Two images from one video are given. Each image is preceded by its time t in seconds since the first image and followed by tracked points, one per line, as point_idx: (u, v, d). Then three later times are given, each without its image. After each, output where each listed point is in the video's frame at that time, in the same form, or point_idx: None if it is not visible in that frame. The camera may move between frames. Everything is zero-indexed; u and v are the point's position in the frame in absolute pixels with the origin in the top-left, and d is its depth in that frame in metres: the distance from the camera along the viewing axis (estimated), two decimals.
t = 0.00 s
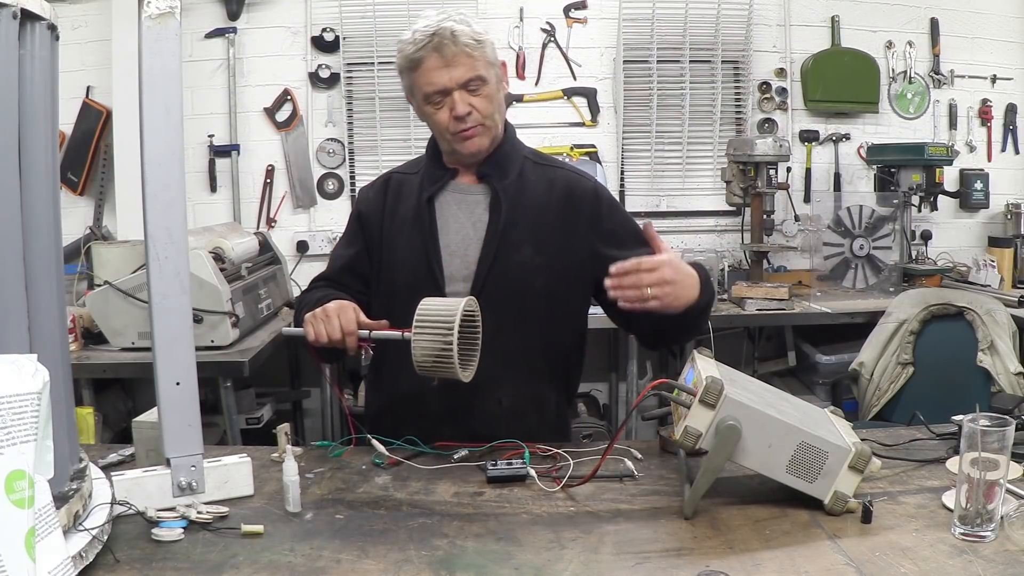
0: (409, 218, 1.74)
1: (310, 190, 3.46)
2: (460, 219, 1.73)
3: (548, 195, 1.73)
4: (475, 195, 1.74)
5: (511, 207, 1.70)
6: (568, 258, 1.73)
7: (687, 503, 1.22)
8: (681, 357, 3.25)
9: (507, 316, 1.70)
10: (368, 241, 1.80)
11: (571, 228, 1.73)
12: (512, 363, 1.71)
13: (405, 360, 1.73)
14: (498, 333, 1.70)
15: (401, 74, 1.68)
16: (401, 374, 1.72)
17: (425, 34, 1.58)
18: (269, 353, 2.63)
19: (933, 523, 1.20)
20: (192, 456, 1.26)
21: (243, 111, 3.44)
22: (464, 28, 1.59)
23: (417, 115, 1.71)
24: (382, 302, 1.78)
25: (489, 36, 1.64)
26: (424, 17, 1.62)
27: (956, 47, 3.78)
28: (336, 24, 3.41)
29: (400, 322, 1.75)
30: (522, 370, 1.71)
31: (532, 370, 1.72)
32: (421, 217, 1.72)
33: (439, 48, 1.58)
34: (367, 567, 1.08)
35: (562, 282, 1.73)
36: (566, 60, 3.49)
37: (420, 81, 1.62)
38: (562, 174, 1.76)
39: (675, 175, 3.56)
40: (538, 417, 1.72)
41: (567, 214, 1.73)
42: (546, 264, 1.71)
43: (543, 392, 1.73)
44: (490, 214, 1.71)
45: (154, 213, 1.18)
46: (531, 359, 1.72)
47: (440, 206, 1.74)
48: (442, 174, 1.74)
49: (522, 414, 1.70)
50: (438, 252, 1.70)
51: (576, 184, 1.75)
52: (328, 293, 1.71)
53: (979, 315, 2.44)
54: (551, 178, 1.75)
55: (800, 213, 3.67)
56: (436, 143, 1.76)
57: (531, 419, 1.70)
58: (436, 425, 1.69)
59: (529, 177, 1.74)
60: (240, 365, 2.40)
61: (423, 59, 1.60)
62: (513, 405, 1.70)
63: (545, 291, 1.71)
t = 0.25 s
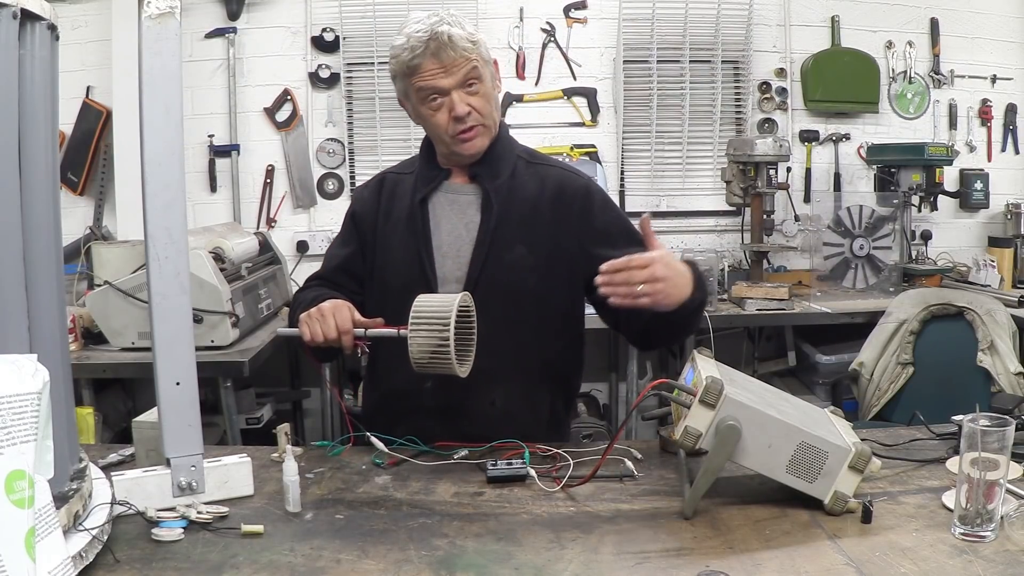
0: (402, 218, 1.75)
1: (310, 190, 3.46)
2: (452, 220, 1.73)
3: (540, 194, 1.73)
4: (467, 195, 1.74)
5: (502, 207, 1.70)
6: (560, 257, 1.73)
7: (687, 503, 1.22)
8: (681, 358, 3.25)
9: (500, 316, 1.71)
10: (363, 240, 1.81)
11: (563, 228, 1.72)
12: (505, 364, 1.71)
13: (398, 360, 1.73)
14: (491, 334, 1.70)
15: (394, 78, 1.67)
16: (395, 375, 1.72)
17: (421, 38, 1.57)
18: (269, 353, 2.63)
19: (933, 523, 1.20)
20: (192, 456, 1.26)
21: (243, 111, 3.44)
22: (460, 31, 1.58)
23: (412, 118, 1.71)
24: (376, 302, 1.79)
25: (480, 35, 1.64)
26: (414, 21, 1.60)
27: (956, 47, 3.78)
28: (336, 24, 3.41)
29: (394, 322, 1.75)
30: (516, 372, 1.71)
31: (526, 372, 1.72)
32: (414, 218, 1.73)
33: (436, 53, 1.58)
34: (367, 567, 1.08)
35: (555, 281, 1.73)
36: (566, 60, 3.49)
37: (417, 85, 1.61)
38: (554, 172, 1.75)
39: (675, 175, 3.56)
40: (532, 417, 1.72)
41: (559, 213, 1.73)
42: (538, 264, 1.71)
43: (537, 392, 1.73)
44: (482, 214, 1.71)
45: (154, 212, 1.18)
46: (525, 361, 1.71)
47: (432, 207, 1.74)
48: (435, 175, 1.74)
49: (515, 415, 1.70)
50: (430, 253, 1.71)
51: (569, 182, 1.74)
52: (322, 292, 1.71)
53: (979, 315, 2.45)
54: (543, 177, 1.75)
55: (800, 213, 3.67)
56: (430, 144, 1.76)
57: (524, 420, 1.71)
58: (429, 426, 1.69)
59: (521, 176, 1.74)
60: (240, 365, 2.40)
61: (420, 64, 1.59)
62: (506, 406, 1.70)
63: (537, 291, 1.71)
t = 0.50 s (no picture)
0: (396, 220, 1.75)
1: (310, 190, 3.46)
2: (447, 221, 1.73)
3: (534, 193, 1.73)
4: (461, 195, 1.74)
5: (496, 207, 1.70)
6: (555, 256, 1.73)
7: (687, 503, 1.22)
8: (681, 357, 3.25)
9: (496, 316, 1.71)
10: (358, 242, 1.81)
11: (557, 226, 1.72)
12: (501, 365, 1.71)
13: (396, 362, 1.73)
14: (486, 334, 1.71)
15: (388, 79, 1.67)
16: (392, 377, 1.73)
17: (415, 38, 1.56)
18: (269, 353, 2.63)
19: (933, 523, 1.20)
20: (192, 456, 1.26)
21: (243, 111, 3.44)
22: (453, 31, 1.58)
23: (406, 119, 1.71)
24: (373, 303, 1.79)
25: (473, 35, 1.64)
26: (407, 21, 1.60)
27: (956, 47, 3.78)
28: (336, 24, 3.41)
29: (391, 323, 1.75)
30: (513, 373, 1.71)
31: (523, 373, 1.72)
32: (408, 219, 1.73)
33: (430, 53, 1.57)
34: (367, 567, 1.08)
35: (550, 280, 1.73)
36: (566, 60, 3.49)
37: (410, 86, 1.61)
38: (548, 171, 1.75)
39: (675, 175, 3.56)
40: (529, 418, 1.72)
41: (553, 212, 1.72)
42: (532, 263, 1.71)
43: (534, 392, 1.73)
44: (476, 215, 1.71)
45: (154, 213, 1.18)
46: (521, 362, 1.72)
47: (426, 207, 1.74)
48: (428, 175, 1.74)
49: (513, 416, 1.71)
50: (424, 254, 1.71)
51: (562, 180, 1.74)
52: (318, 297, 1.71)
53: (979, 315, 2.44)
54: (537, 176, 1.75)
55: (800, 213, 3.67)
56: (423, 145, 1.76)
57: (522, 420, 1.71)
58: (427, 427, 1.70)
59: (515, 176, 1.74)
60: (240, 365, 2.40)
61: (413, 64, 1.59)
62: (503, 406, 1.70)
63: (532, 291, 1.72)
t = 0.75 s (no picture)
0: (398, 221, 1.75)
1: (310, 190, 3.46)
2: (449, 222, 1.74)
3: (536, 193, 1.74)
4: (463, 196, 1.74)
5: (499, 208, 1.70)
6: (557, 256, 1.74)
7: (687, 503, 1.22)
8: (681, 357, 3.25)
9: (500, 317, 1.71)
10: (359, 243, 1.80)
11: (560, 226, 1.73)
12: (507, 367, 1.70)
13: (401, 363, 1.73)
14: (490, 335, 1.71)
15: (392, 79, 1.67)
16: (391, 379, 1.73)
17: (420, 38, 1.57)
18: (269, 353, 2.63)
19: (933, 523, 1.20)
20: (192, 456, 1.26)
21: (243, 111, 3.44)
22: (458, 33, 1.58)
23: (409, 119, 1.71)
24: (375, 304, 1.79)
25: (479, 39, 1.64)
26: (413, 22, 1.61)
27: (956, 47, 3.78)
28: (336, 24, 3.41)
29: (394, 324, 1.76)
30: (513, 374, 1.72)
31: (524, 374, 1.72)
32: (410, 221, 1.73)
33: (434, 53, 1.57)
34: (367, 567, 1.08)
35: (552, 279, 1.74)
36: (566, 60, 3.49)
37: (413, 86, 1.61)
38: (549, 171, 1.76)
39: (675, 175, 3.56)
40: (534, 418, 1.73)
41: (555, 212, 1.73)
42: (535, 263, 1.72)
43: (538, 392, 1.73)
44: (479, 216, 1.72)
45: (154, 213, 1.18)
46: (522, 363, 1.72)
47: (428, 208, 1.74)
48: (430, 177, 1.73)
49: (518, 416, 1.71)
50: (428, 256, 1.71)
51: (563, 181, 1.75)
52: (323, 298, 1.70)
53: (979, 315, 2.44)
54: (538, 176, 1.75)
55: (800, 213, 3.67)
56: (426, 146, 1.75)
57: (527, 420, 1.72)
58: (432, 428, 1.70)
59: (517, 176, 1.74)
60: (240, 365, 2.40)
61: (417, 65, 1.59)
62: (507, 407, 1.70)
63: (535, 290, 1.72)
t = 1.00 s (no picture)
0: (393, 220, 1.75)
1: (310, 190, 3.46)
2: (443, 222, 1.73)
3: (531, 194, 1.73)
4: (457, 197, 1.74)
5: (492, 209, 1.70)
6: (552, 258, 1.73)
7: (687, 503, 1.22)
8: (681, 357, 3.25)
9: (491, 318, 1.71)
10: (356, 242, 1.81)
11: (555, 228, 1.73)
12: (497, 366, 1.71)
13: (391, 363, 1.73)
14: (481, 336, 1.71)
15: (380, 78, 1.67)
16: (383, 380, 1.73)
17: (407, 38, 1.57)
18: (269, 353, 2.63)
19: (933, 523, 1.20)
20: (192, 456, 1.26)
21: (243, 110, 3.44)
22: (446, 31, 1.58)
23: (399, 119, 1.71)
24: (370, 304, 1.79)
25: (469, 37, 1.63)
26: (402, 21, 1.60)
27: (956, 47, 3.78)
28: (336, 24, 3.41)
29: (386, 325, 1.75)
30: (507, 374, 1.71)
31: (519, 375, 1.72)
32: (404, 220, 1.73)
33: (421, 52, 1.57)
34: (367, 567, 1.08)
35: (545, 282, 1.73)
36: (566, 60, 3.49)
37: (402, 85, 1.61)
38: (546, 173, 1.76)
39: (675, 175, 3.56)
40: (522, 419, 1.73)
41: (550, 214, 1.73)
42: (529, 265, 1.71)
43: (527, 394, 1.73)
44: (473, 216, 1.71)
45: (154, 213, 1.18)
46: (517, 364, 1.72)
47: (422, 208, 1.74)
48: (425, 177, 1.75)
49: (506, 417, 1.71)
50: (421, 255, 1.71)
51: (560, 183, 1.75)
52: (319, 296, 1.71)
53: (979, 315, 2.44)
54: (534, 178, 1.75)
55: (800, 213, 3.67)
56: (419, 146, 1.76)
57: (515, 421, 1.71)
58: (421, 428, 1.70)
59: (512, 177, 1.74)
60: (240, 365, 2.40)
61: (405, 64, 1.59)
62: (495, 408, 1.70)
63: (528, 292, 1.72)
